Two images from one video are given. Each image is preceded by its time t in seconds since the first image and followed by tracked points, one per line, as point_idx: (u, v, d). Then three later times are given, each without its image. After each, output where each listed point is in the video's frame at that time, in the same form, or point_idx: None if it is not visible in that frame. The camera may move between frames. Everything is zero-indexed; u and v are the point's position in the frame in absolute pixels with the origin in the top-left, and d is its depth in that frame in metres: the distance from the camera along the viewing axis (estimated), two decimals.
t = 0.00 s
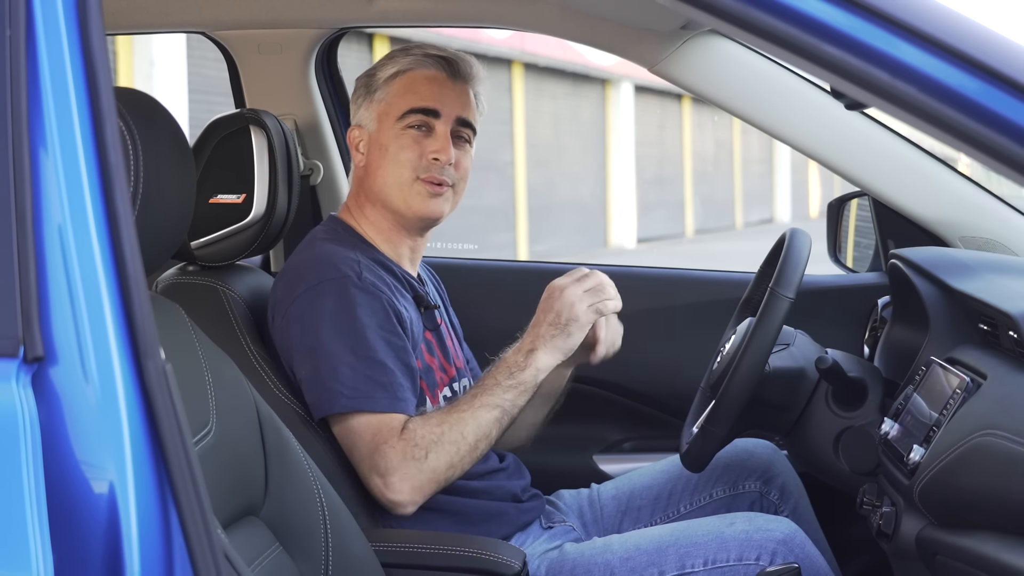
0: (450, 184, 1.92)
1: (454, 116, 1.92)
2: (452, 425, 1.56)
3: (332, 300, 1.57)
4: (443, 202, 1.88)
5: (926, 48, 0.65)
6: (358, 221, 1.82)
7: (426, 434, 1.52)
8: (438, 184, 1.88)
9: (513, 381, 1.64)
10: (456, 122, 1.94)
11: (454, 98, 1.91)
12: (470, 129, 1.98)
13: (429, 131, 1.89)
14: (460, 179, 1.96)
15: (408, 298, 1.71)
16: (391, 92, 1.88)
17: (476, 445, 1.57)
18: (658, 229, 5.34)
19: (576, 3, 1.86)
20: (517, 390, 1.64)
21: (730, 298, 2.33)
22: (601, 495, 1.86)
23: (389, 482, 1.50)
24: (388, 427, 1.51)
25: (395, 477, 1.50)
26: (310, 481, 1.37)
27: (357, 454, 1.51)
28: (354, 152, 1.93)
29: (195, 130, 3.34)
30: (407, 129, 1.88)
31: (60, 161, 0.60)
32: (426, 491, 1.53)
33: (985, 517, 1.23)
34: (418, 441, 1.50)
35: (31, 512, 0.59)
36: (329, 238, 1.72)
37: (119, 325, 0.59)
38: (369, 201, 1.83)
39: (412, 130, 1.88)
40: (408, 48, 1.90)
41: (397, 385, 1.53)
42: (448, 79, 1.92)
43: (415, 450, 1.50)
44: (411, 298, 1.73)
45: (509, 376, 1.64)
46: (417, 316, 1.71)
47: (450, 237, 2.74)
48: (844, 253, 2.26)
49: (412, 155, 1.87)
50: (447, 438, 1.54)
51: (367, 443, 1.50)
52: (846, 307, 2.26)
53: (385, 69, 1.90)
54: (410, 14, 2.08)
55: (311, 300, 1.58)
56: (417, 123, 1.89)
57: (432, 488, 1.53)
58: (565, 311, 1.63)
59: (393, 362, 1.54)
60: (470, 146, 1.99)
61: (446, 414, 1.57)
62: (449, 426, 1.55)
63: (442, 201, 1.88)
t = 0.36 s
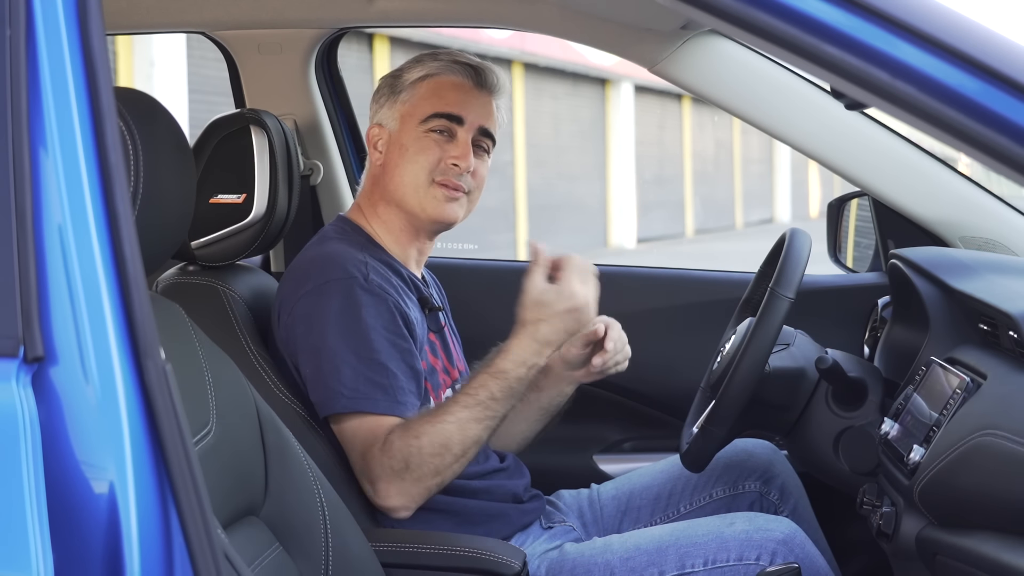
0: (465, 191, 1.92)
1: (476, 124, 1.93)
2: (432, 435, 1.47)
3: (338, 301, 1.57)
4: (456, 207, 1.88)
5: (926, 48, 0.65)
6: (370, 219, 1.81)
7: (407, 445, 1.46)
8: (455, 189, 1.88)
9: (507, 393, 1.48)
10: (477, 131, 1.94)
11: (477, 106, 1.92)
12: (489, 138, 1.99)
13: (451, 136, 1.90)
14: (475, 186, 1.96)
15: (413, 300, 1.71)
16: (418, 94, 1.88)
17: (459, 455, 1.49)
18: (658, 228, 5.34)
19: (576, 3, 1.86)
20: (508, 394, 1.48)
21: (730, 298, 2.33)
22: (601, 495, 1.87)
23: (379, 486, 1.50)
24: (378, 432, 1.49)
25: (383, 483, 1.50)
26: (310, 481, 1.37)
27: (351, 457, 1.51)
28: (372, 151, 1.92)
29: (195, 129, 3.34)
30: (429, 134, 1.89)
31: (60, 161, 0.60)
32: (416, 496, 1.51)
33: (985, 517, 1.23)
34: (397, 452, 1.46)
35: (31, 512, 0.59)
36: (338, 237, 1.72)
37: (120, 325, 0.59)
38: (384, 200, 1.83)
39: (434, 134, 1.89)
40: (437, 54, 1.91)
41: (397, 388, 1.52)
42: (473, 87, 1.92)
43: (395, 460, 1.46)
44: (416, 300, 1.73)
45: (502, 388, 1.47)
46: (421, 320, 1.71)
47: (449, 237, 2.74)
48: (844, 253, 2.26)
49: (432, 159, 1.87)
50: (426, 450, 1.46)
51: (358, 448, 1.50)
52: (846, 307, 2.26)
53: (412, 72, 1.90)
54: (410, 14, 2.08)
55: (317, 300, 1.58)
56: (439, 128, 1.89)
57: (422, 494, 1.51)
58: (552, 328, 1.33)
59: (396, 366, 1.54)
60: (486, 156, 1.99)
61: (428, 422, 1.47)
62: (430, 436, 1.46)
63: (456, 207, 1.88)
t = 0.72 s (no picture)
0: (450, 186, 1.92)
1: (453, 119, 1.92)
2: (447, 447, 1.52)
3: (331, 308, 1.58)
4: (442, 204, 1.88)
5: (926, 48, 0.65)
6: (357, 222, 1.81)
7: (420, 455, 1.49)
8: (439, 186, 1.88)
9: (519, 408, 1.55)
10: (456, 125, 1.93)
11: (454, 100, 1.91)
12: (471, 130, 1.98)
13: (429, 134, 1.89)
14: (459, 180, 1.96)
15: (406, 301, 1.71)
16: (393, 93, 1.87)
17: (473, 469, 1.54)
18: (658, 229, 5.34)
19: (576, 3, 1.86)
20: (520, 415, 1.56)
21: (730, 298, 2.33)
22: (600, 495, 1.87)
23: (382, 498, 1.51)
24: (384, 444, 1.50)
25: (388, 494, 1.50)
26: (310, 481, 1.37)
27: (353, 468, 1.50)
28: (354, 151, 1.92)
29: (196, 130, 3.34)
30: (406, 132, 1.88)
31: (60, 161, 0.60)
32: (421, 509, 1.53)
33: (985, 517, 1.23)
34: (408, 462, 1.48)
35: (31, 512, 0.59)
36: (329, 243, 1.71)
37: (119, 325, 0.59)
38: (369, 202, 1.83)
39: (412, 132, 1.88)
40: (408, 49, 1.89)
41: (392, 396, 1.52)
42: (448, 81, 1.91)
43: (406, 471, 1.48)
44: (409, 301, 1.73)
45: (514, 401, 1.56)
46: (416, 322, 1.71)
47: (449, 237, 2.74)
48: (844, 253, 2.26)
49: (412, 157, 1.87)
50: (437, 460, 1.51)
51: (361, 458, 1.50)
52: (846, 307, 2.26)
53: (383, 71, 1.89)
54: (410, 14, 2.08)
55: (308, 308, 1.58)
56: (417, 126, 1.88)
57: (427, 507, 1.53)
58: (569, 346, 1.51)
59: (392, 374, 1.54)
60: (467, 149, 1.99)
61: (441, 433, 1.54)
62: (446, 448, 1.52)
63: (441, 204, 1.88)
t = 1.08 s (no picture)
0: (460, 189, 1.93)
1: (465, 122, 1.91)
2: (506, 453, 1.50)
3: (342, 311, 1.57)
4: (453, 209, 1.89)
5: (927, 48, 0.65)
6: (363, 225, 1.81)
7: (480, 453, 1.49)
8: (451, 191, 1.89)
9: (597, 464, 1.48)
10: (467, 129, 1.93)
11: (465, 104, 1.90)
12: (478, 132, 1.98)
13: (442, 138, 1.88)
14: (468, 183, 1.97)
15: (409, 302, 1.71)
16: (404, 97, 1.85)
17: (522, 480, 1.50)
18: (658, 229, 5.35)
19: (576, 3, 1.86)
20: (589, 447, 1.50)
21: (730, 298, 2.33)
22: (599, 495, 1.87)
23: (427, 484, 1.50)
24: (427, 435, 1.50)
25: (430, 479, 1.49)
26: (311, 482, 1.37)
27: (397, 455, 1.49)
28: (358, 153, 1.89)
29: (196, 130, 3.34)
30: (419, 137, 1.86)
31: (60, 162, 0.60)
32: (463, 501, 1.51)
33: (985, 517, 1.23)
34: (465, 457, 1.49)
35: (31, 513, 0.59)
36: (331, 245, 1.71)
37: (119, 325, 0.59)
38: (382, 205, 1.82)
39: (425, 137, 1.87)
40: (419, 51, 1.86)
41: (416, 385, 1.52)
42: (459, 85, 1.90)
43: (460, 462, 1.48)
44: (412, 303, 1.73)
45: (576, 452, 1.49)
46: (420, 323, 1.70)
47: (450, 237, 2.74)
48: (844, 253, 2.26)
49: (425, 162, 1.86)
50: (494, 471, 1.50)
51: (407, 446, 1.49)
52: (846, 308, 2.26)
53: (393, 72, 1.86)
54: (410, 14, 2.08)
55: (318, 312, 1.58)
56: (429, 130, 1.87)
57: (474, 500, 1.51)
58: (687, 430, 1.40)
59: (412, 363, 1.55)
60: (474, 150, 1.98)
61: (508, 447, 1.51)
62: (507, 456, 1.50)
63: (453, 209, 1.89)
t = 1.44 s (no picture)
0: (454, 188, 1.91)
1: (458, 121, 1.90)
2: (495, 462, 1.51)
3: (332, 306, 1.58)
4: (446, 207, 1.87)
5: (927, 48, 0.65)
6: (359, 223, 1.81)
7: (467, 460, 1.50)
8: (442, 190, 1.87)
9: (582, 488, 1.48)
10: (460, 128, 1.91)
11: (458, 103, 1.89)
12: (474, 132, 1.96)
13: (433, 137, 1.88)
14: (464, 182, 1.95)
15: (406, 300, 1.71)
16: (396, 95, 1.85)
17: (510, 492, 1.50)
18: (658, 229, 5.35)
19: (576, 3, 1.86)
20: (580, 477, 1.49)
21: (730, 298, 2.33)
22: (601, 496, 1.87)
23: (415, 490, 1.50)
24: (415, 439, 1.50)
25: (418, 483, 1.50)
26: (311, 482, 1.37)
27: (383, 455, 1.50)
28: (358, 153, 1.91)
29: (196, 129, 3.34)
30: (410, 135, 1.86)
31: (60, 162, 0.60)
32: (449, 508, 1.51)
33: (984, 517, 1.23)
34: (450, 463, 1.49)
35: (31, 512, 0.59)
36: (329, 244, 1.71)
37: (119, 325, 0.59)
38: (372, 204, 1.83)
39: (416, 135, 1.86)
40: (412, 50, 1.86)
41: (404, 382, 1.53)
42: (452, 84, 1.89)
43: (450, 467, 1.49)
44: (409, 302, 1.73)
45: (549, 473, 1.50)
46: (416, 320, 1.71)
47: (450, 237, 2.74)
48: (844, 253, 2.26)
49: (415, 160, 1.85)
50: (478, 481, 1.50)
51: (394, 446, 1.50)
52: (846, 308, 2.26)
53: (387, 72, 1.87)
54: (410, 14, 2.08)
55: (309, 309, 1.58)
56: (421, 128, 1.87)
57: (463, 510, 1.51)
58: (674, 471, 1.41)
59: (404, 361, 1.55)
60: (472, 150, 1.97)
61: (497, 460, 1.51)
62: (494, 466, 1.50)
63: (445, 208, 1.87)
